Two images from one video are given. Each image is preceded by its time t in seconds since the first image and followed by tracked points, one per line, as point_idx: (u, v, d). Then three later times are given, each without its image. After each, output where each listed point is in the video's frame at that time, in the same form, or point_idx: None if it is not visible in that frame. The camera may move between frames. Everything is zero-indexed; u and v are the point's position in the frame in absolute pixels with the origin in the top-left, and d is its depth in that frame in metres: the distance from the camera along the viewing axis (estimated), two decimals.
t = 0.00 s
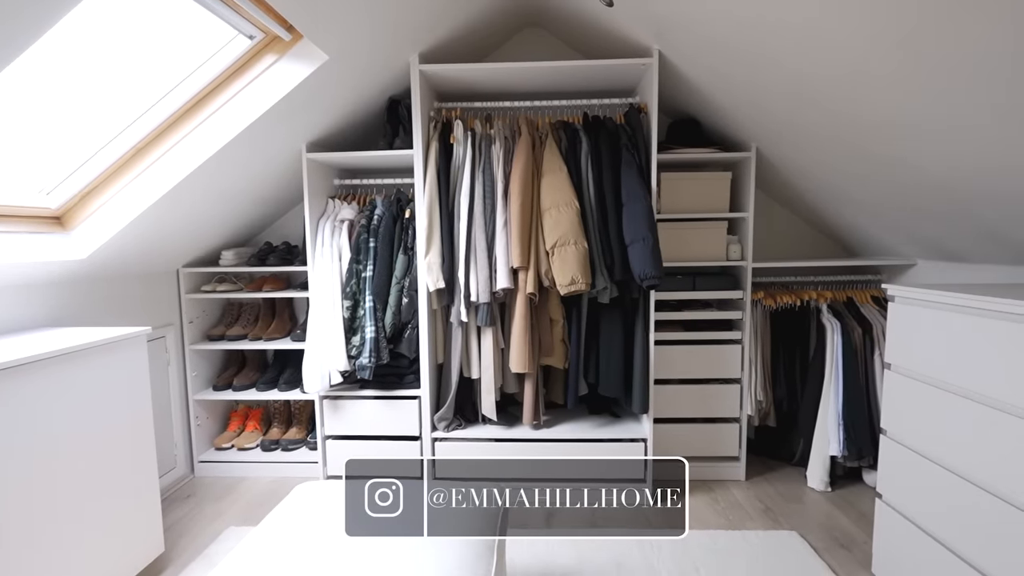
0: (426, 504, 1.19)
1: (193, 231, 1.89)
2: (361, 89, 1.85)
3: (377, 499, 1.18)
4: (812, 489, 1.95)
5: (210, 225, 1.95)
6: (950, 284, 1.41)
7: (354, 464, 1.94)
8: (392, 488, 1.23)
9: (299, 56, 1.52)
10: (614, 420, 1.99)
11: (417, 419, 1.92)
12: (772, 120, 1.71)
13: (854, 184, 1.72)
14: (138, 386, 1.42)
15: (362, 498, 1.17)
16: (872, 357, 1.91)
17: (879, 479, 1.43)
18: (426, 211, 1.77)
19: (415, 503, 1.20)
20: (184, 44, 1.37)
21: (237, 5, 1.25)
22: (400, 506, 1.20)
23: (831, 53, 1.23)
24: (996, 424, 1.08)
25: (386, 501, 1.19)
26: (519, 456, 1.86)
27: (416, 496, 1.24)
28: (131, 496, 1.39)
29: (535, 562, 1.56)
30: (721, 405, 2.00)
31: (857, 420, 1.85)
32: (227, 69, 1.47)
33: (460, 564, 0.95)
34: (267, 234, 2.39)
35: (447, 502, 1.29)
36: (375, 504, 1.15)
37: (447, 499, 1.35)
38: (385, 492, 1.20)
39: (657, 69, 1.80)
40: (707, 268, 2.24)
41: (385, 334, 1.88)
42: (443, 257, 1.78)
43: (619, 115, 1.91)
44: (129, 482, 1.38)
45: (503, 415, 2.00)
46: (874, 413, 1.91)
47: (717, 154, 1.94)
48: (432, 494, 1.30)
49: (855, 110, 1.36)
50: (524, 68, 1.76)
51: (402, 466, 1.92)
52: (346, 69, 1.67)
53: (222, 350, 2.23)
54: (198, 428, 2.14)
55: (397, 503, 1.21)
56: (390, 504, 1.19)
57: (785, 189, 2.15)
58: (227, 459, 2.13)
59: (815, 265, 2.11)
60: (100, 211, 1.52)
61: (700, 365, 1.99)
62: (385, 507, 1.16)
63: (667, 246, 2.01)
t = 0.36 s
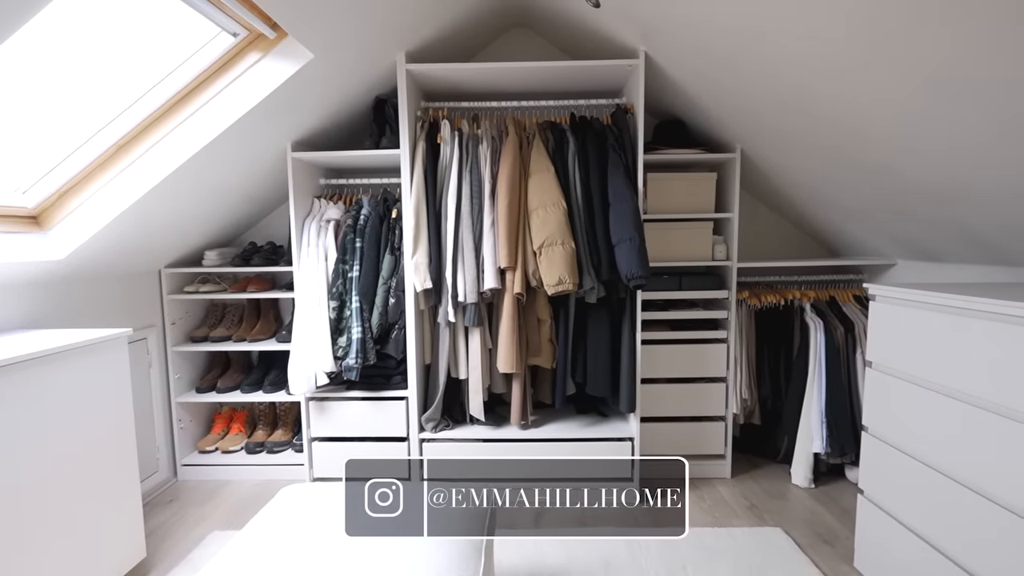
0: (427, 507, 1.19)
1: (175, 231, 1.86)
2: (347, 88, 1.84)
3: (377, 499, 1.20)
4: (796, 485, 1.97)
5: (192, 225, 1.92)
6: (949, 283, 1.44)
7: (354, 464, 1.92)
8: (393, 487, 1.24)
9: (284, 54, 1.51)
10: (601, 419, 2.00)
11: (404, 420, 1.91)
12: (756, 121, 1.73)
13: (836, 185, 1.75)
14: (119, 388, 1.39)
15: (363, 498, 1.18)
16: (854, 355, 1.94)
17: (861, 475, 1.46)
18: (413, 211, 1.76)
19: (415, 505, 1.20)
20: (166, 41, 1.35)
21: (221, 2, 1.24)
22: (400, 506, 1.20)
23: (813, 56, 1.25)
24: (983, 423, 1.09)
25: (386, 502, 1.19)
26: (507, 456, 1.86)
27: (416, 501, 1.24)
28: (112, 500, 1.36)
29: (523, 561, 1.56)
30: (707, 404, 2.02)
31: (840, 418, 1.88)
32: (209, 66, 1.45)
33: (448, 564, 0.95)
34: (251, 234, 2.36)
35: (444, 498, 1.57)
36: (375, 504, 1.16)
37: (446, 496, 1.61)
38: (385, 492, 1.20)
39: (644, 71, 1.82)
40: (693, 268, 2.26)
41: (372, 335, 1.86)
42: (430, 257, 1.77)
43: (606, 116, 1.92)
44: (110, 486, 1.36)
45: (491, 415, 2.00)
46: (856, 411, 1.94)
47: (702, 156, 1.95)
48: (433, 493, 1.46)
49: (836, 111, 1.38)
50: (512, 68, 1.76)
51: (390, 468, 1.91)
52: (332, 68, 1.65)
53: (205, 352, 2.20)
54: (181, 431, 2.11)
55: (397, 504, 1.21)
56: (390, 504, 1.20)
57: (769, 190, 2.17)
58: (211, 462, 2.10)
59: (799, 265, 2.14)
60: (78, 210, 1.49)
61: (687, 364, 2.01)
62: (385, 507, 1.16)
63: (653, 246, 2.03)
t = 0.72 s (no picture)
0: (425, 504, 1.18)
1: (155, 230, 1.82)
2: (331, 86, 1.83)
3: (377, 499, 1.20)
4: (779, 482, 2.00)
5: (172, 224, 1.89)
6: (929, 284, 1.42)
7: (355, 464, 1.89)
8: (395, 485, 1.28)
9: (266, 52, 1.49)
10: (587, 419, 2.00)
11: (390, 422, 1.90)
12: (739, 122, 1.75)
13: (817, 185, 1.78)
14: (98, 392, 1.36)
15: (363, 498, 1.18)
16: (835, 353, 1.98)
17: (842, 472, 1.48)
18: (398, 211, 1.75)
19: (414, 503, 1.20)
20: (144, 38, 1.33)
21: None
22: (400, 506, 1.20)
23: (795, 58, 1.27)
24: (968, 423, 1.09)
25: (386, 501, 1.19)
26: (493, 457, 1.85)
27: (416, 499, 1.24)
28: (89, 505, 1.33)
29: (509, 562, 1.56)
30: (692, 402, 2.04)
31: (821, 415, 1.91)
32: (189, 63, 1.43)
33: (435, 564, 0.95)
34: (234, 235, 2.33)
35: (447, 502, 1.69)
36: (375, 504, 1.16)
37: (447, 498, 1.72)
38: (384, 492, 1.20)
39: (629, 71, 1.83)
40: (678, 268, 2.28)
41: (357, 336, 1.85)
42: (416, 258, 1.76)
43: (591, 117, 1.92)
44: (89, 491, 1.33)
45: (477, 415, 1.99)
46: (837, 408, 1.97)
47: (687, 156, 1.97)
48: (443, 502, 1.31)
49: (817, 113, 1.40)
50: (497, 67, 1.76)
51: (375, 469, 1.90)
52: (315, 67, 1.64)
53: (186, 354, 2.16)
54: (161, 434, 2.07)
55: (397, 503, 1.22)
56: (390, 504, 1.19)
57: (752, 191, 2.20)
58: (193, 466, 2.07)
59: (781, 265, 2.17)
60: (53, 209, 1.45)
61: (672, 363, 2.02)
62: (386, 507, 1.15)
63: (638, 246, 2.04)
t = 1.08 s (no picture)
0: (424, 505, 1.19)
1: (135, 229, 1.79)
2: (317, 85, 1.81)
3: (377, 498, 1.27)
4: (763, 479, 2.03)
5: (153, 224, 1.85)
6: (905, 283, 1.41)
7: (355, 464, 1.88)
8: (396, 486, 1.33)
9: (248, 49, 1.48)
10: (575, 418, 2.01)
11: (376, 423, 1.89)
12: (723, 124, 1.77)
13: (799, 186, 1.80)
14: (76, 395, 1.34)
15: (363, 498, 1.19)
16: (817, 351, 2.01)
17: (824, 469, 1.51)
18: (385, 210, 1.74)
19: (415, 504, 1.21)
20: (124, 35, 1.31)
21: None
22: (401, 506, 1.20)
23: (778, 60, 1.28)
24: (954, 423, 1.10)
25: (387, 501, 1.20)
26: (481, 457, 1.85)
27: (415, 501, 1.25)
28: (67, 510, 1.30)
29: (497, 562, 1.56)
30: (677, 401, 2.05)
31: (804, 413, 1.94)
32: (170, 60, 1.41)
33: (421, 564, 0.95)
34: (217, 234, 2.30)
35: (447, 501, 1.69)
36: (375, 504, 1.17)
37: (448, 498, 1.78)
38: (385, 493, 1.21)
39: (615, 73, 1.84)
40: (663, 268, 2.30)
41: (343, 336, 1.83)
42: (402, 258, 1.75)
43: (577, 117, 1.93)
44: (66, 497, 1.30)
45: (465, 416, 1.99)
46: (819, 405, 2.01)
47: (672, 157, 1.99)
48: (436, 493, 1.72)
49: (800, 115, 1.42)
50: (484, 68, 1.75)
51: (361, 471, 1.88)
52: (300, 65, 1.62)
53: (168, 356, 2.12)
54: (142, 438, 2.04)
55: (397, 504, 1.22)
56: (391, 504, 1.20)
57: (736, 192, 2.23)
58: (174, 469, 2.03)
59: (764, 265, 2.20)
60: (27, 209, 1.42)
61: (659, 362, 2.04)
62: (385, 507, 1.17)
63: (625, 246, 2.05)
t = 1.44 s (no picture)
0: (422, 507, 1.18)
1: (116, 229, 1.75)
2: (302, 83, 1.79)
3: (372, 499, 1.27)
4: (748, 476, 2.05)
5: (134, 223, 1.82)
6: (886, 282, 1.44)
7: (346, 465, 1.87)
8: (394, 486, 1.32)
9: (231, 47, 1.46)
10: (562, 418, 2.02)
11: (363, 424, 1.87)
12: (709, 125, 1.79)
13: (783, 187, 1.83)
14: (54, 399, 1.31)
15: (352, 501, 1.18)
16: (801, 350, 2.04)
17: (808, 466, 1.53)
18: (371, 210, 1.73)
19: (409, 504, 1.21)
20: (103, 31, 1.29)
21: None
22: (400, 507, 1.20)
23: (762, 62, 1.30)
24: (939, 422, 1.11)
25: (385, 502, 1.20)
26: (469, 458, 1.84)
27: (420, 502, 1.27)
28: (46, 515, 1.27)
29: (485, 563, 1.56)
30: (664, 400, 2.07)
31: (788, 411, 1.96)
32: (150, 57, 1.39)
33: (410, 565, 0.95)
34: (199, 234, 2.27)
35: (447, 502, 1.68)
36: (375, 504, 1.16)
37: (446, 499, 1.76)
38: (384, 493, 1.22)
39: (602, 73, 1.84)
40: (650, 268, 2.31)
41: (329, 337, 1.82)
42: (389, 258, 1.74)
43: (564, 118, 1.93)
44: (44, 502, 1.27)
45: (452, 416, 1.98)
46: (802, 403, 2.04)
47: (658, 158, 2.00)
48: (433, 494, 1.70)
49: (784, 116, 1.44)
50: (470, 67, 1.75)
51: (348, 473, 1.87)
52: (285, 63, 1.61)
53: (149, 358, 2.09)
54: (123, 441, 2.00)
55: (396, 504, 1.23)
56: (389, 504, 1.20)
57: (722, 193, 2.25)
58: (156, 473, 2.00)
59: (749, 265, 2.23)
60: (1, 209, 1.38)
61: (646, 362, 2.05)
62: (384, 507, 1.16)
63: (612, 246, 2.06)
